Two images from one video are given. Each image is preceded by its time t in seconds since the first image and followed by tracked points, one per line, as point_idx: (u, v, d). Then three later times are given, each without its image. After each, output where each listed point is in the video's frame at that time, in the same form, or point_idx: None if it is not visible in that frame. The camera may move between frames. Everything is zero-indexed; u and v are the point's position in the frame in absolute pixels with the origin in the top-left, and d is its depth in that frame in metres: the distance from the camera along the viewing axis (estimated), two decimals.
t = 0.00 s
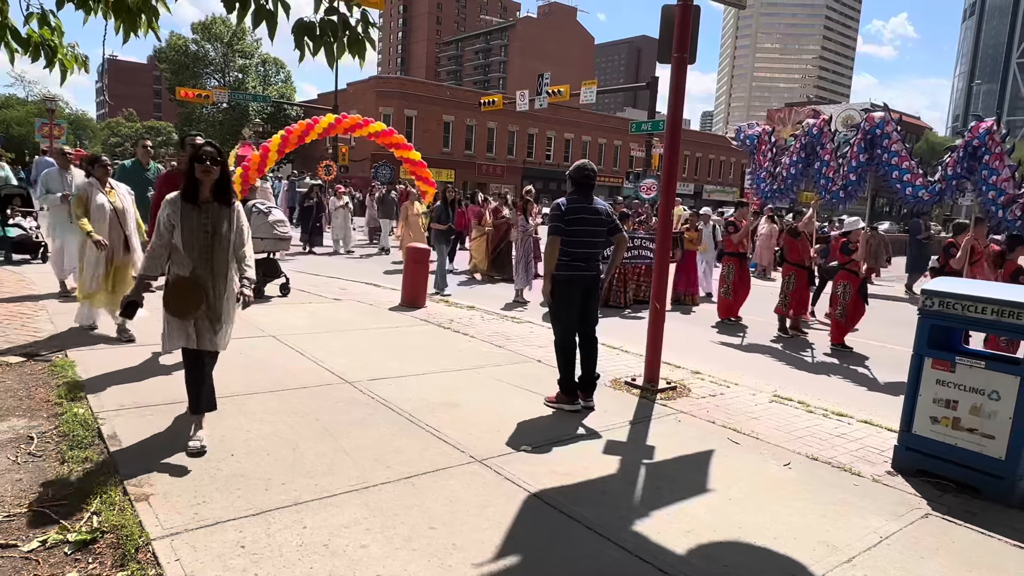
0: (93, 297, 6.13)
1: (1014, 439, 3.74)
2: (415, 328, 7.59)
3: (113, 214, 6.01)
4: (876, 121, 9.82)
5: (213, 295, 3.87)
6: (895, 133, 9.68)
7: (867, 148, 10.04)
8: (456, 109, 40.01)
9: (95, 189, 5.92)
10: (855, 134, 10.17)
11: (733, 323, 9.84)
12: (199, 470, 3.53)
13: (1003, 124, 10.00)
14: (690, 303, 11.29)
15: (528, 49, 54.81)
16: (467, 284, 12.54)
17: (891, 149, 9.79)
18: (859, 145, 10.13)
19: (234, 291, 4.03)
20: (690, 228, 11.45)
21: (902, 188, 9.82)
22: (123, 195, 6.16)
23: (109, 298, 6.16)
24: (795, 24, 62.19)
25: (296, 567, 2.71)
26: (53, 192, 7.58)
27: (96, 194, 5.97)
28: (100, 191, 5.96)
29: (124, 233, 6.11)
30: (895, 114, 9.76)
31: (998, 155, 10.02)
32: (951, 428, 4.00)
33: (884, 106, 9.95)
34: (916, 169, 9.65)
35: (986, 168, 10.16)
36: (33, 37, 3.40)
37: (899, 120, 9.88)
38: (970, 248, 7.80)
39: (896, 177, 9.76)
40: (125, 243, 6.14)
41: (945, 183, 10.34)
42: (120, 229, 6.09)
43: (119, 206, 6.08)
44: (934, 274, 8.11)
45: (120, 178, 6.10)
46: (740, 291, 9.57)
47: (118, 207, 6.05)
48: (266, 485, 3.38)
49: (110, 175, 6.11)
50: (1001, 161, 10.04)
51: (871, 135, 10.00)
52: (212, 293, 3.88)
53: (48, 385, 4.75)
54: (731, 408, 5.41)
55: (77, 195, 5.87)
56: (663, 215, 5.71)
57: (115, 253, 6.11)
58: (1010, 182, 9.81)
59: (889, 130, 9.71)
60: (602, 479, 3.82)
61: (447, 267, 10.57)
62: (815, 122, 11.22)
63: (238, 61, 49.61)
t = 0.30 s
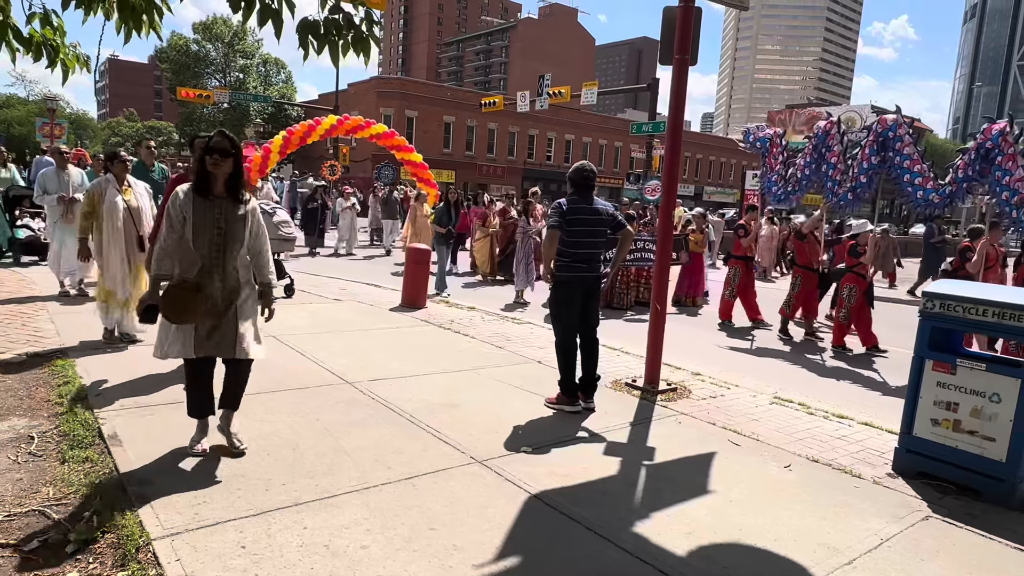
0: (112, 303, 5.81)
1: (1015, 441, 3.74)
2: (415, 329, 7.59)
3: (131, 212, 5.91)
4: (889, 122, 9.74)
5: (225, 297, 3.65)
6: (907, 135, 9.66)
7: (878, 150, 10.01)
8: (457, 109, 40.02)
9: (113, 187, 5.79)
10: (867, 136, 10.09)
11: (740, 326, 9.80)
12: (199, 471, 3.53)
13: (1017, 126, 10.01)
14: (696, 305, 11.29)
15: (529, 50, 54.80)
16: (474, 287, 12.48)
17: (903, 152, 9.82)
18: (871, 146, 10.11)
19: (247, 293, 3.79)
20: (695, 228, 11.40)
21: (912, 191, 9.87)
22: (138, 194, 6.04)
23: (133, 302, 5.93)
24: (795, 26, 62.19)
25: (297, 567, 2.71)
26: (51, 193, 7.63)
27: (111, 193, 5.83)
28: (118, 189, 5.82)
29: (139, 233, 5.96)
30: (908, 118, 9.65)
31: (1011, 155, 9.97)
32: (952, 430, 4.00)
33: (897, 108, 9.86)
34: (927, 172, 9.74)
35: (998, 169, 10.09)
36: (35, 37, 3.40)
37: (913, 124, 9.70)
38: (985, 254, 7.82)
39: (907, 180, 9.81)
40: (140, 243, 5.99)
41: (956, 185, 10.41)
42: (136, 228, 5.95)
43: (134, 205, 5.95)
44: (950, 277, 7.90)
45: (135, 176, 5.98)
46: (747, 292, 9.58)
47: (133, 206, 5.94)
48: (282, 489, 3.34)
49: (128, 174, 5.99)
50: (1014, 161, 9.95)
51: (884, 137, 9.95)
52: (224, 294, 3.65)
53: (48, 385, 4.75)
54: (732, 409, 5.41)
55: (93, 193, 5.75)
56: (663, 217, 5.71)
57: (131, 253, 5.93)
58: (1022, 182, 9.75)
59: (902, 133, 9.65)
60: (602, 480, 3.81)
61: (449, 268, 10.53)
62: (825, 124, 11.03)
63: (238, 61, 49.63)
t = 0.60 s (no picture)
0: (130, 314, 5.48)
1: (1016, 443, 3.74)
2: (416, 330, 7.58)
3: (140, 220, 5.55)
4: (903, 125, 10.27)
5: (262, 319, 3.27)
6: (921, 138, 10.14)
7: (892, 152, 10.52)
8: (458, 110, 40.05)
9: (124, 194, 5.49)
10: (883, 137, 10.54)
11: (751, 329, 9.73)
12: (199, 470, 3.53)
13: None
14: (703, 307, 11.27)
15: (530, 52, 54.81)
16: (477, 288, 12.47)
17: (917, 153, 10.31)
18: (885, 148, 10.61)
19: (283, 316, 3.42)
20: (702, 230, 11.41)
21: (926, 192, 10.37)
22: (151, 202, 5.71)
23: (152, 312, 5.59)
24: (796, 28, 62.24)
25: (298, 568, 2.71)
26: (54, 195, 7.58)
27: (121, 200, 5.52)
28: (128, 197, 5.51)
29: (152, 240, 5.62)
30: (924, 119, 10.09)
31: None
32: (953, 433, 4.00)
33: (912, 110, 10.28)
34: (942, 175, 10.19)
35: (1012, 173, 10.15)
36: (35, 37, 3.40)
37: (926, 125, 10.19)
38: (1001, 260, 7.85)
39: (922, 182, 10.31)
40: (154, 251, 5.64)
41: (969, 189, 10.51)
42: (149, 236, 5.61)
43: (147, 211, 5.62)
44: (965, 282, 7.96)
45: (146, 181, 5.67)
46: (759, 295, 9.52)
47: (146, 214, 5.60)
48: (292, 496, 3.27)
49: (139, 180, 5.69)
50: None
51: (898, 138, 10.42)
52: (261, 317, 3.27)
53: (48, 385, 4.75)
54: (733, 411, 5.40)
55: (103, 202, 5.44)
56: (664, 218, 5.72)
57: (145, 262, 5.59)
58: None
59: (916, 135, 10.16)
60: (603, 482, 3.81)
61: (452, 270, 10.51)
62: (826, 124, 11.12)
63: (240, 62, 49.67)
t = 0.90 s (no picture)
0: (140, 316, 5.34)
1: (1017, 446, 3.74)
2: (417, 330, 7.59)
3: (149, 219, 5.49)
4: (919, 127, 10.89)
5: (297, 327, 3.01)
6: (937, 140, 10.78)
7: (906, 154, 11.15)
8: (460, 111, 40.10)
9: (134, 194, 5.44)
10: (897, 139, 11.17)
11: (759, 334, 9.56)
12: (200, 471, 3.53)
13: None
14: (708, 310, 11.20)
15: (531, 53, 54.84)
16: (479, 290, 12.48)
17: (931, 156, 10.93)
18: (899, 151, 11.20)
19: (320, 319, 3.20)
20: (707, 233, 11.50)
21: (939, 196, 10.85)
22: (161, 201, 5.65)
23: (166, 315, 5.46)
24: (797, 30, 62.29)
25: (298, 567, 2.71)
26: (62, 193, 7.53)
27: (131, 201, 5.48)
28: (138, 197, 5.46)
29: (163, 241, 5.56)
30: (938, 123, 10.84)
31: None
32: (954, 435, 4.00)
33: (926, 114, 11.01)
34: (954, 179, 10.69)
35: None
36: (34, 38, 3.41)
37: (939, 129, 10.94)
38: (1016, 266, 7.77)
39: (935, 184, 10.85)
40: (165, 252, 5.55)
41: (984, 196, 10.48)
42: (159, 236, 5.53)
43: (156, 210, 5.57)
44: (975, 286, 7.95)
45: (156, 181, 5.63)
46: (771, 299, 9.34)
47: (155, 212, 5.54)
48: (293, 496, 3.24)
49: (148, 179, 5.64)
50: None
51: (915, 140, 11.09)
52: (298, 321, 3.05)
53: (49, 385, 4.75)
54: (733, 413, 5.40)
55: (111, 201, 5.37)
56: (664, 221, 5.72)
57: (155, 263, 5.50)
58: None
59: (931, 137, 10.87)
60: (603, 484, 3.81)
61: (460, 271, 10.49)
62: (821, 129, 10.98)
63: (242, 62, 49.76)
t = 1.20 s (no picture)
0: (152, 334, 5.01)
1: (1018, 448, 3.74)
2: (418, 331, 7.59)
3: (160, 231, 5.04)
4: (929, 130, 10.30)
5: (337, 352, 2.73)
6: (948, 143, 10.19)
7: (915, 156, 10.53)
8: (461, 112, 40.11)
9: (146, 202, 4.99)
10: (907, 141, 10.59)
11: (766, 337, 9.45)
12: (201, 471, 3.54)
13: None
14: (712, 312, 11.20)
15: (532, 54, 54.80)
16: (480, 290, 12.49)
17: (943, 158, 10.37)
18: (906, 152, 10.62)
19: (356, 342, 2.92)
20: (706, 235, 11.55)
21: (953, 199, 10.58)
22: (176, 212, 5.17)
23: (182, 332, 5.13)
24: (798, 32, 62.30)
25: (300, 567, 2.72)
26: (68, 195, 7.52)
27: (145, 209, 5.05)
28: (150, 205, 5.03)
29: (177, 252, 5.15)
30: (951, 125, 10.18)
31: None
32: (955, 437, 4.00)
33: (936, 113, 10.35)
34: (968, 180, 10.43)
35: None
36: (35, 38, 3.41)
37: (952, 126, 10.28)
38: None
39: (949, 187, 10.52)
40: (180, 264, 5.15)
41: (1002, 198, 10.48)
42: (173, 247, 5.13)
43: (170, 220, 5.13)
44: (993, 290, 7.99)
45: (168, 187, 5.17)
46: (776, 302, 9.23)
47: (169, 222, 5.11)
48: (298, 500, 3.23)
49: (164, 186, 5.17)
50: None
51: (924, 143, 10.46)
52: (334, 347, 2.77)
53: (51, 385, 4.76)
54: (734, 414, 5.40)
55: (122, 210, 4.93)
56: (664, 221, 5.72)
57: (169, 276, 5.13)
58: None
59: (942, 139, 10.20)
60: (604, 484, 3.81)
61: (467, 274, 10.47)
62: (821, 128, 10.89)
63: (243, 62, 49.80)
